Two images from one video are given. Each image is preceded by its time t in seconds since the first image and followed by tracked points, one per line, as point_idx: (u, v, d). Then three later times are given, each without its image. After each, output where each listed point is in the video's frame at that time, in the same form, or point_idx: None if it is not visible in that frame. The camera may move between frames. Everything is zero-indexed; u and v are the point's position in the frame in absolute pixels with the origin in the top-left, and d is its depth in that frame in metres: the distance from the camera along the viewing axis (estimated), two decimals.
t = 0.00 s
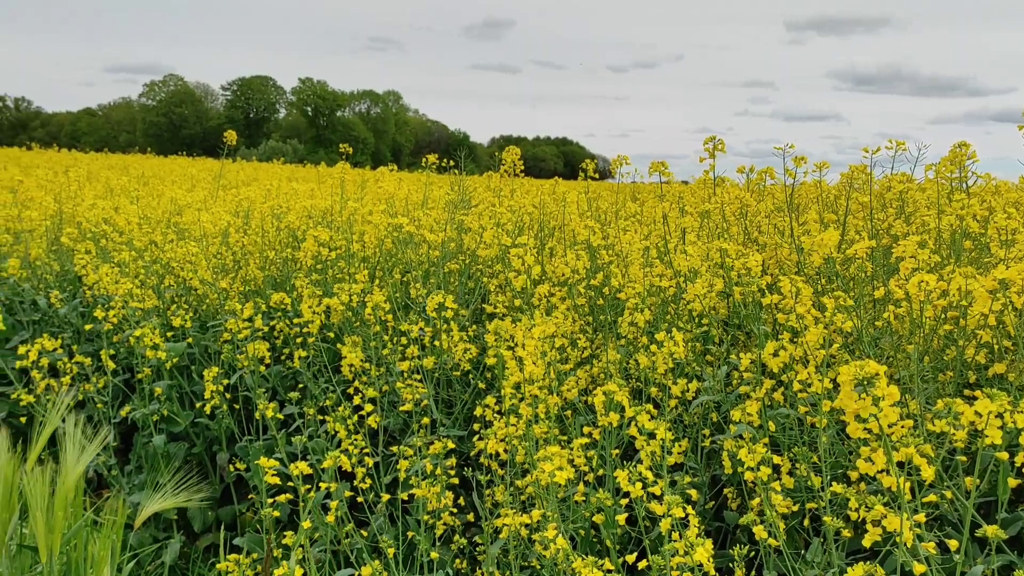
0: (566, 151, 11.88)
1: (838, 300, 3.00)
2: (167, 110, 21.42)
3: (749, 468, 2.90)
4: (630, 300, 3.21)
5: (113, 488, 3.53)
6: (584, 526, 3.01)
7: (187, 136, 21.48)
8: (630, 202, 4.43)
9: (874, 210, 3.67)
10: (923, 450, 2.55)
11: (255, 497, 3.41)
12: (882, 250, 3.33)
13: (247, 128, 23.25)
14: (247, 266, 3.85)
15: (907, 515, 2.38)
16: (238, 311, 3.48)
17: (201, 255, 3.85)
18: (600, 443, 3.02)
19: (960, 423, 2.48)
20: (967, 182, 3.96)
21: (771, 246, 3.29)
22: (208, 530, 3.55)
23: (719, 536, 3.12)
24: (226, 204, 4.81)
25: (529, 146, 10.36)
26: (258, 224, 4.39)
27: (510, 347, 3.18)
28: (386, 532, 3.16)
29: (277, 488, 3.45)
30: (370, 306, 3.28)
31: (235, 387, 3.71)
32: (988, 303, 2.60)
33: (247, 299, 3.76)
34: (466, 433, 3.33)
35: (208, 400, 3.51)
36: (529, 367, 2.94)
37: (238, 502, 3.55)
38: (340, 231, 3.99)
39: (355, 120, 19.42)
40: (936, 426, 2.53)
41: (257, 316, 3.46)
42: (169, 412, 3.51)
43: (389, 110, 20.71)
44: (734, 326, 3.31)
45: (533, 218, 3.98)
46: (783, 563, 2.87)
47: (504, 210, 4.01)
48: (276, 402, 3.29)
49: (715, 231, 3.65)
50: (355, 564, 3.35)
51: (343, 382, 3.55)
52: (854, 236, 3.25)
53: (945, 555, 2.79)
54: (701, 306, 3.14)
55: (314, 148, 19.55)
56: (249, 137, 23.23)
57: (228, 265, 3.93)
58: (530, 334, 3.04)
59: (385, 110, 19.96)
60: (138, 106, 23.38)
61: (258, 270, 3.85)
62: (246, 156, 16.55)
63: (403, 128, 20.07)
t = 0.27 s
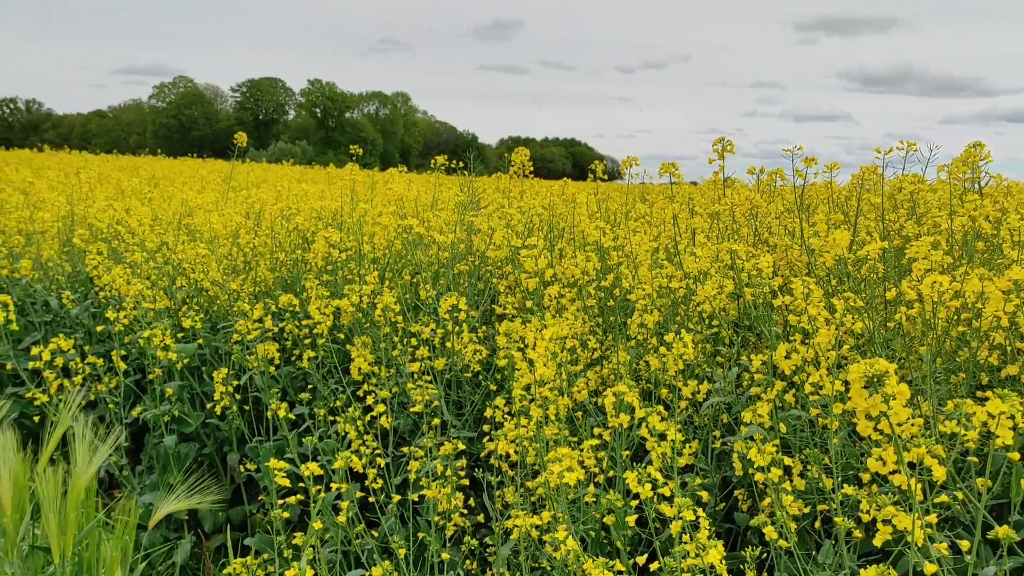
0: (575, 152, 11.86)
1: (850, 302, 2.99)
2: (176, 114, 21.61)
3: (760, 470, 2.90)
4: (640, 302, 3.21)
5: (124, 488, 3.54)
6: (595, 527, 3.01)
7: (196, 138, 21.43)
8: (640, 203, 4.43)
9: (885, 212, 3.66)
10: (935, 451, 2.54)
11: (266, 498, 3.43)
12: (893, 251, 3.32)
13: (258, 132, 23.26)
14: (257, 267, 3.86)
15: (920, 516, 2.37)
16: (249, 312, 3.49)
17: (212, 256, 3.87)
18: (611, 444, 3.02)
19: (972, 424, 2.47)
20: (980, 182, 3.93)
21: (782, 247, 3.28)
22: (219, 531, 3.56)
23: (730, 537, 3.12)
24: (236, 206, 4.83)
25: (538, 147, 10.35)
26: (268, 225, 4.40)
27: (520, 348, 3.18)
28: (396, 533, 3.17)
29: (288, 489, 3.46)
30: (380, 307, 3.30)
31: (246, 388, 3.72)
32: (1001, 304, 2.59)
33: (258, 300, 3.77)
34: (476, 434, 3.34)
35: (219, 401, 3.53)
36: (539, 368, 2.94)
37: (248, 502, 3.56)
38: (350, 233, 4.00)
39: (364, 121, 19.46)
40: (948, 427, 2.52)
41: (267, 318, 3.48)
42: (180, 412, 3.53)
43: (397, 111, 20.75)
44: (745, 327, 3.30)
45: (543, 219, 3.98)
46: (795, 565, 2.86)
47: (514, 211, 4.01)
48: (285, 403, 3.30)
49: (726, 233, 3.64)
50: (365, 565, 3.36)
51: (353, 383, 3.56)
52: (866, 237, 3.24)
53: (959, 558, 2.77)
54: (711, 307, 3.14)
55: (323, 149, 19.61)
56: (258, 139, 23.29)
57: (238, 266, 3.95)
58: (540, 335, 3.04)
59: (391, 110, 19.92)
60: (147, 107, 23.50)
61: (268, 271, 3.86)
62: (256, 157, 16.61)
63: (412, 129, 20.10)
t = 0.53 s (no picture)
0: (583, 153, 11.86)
1: (861, 303, 2.98)
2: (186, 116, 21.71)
3: (771, 472, 2.89)
4: (650, 303, 3.21)
5: (135, 489, 3.55)
6: (605, 528, 3.01)
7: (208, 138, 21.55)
8: (650, 204, 4.42)
9: (897, 213, 3.64)
10: (947, 453, 2.53)
11: (277, 499, 3.43)
12: (905, 252, 3.31)
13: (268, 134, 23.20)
14: (268, 268, 3.87)
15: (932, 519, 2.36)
16: (259, 313, 3.50)
17: (222, 257, 3.88)
18: (621, 445, 3.02)
19: (985, 426, 2.46)
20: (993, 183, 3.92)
21: (792, 248, 3.27)
22: (229, 531, 3.57)
23: (741, 539, 3.11)
24: (247, 207, 4.85)
25: (546, 148, 10.36)
26: (278, 226, 4.41)
27: (530, 349, 3.19)
28: (406, 534, 3.17)
29: (298, 490, 3.46)
30: (389, 308, 3.31)
31: (257, 389, 3.73)
32: (1014, 306, 2.58)
33: (268, 301, 3.78)
34: (487, 435, 3.34)
35: (229, 402, 3.53)
36: (549, 370, 2.94)
37: (258, 503, 3.57)
38: (360, 234, 4.01)
39: (371, 123, 19.51)
40: (960, 429, 2.51)
41: (278, 319, 3.49)
42: (191, 413, 3.54)
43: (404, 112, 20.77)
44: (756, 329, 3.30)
45: (552, 220, 3.98)
46: (807, 566, 2.86)
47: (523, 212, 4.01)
48: (295, 404, 3.31)
49: (737, 234, 3.64)
50: (375, 566, 3.36)
51: (363, 384, 3.57)
52: (877, 238, 3.24)
53: (972, 560, 2.76)
54: (722, 309, 3.13)
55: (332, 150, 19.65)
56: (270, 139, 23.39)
57: (249, 267, 3.96)
58: (550, 336, 3.04)
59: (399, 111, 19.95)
60: (156, 109, 23.61)
61: (279, 272, 3.87)
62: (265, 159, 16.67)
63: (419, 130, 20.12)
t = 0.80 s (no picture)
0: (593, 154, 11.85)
1: (876, 306, 2.96)
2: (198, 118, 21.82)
3: (785, 475, 2.88)
4: (663, 306, 3.20)
5: (149, 489, 3.57)
6: (617, 530, 3.00)
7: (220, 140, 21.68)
8: (662, 206, 4.42)
9: (911, 215, 3.63)
10: (964, 458, 2.51)
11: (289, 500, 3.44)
12: (919, 254, 3.30)
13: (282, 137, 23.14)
14: (280, 270, 3.89)
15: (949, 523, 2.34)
16: (271, 315, 3.52)
17: (235, 259, 3.90)
18: (634, 447, 3.02)
19: (1001, 430, 2.44)
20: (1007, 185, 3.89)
21: (806, 250, 3.25)
22: (242, 532, 3.58)
23: (754, 542, 3.10)
24: (259, 209, 4.87)
25: (557, 150, 10.36)
26: (290, 228, 4.43)
27: (542, 352, 3.18)
28: (418, 535, 3.18)
29: (310, 491, 3.47)
30: (402, 311, 3.31)
31: (269, 391, 3.74)
32: None
33: (281, 303, 3.79)
34: (499, 437, 3.34)
35: (241, 403, 3.55)
36: (562, 372, 2.93)
37: (270, 504, 3.58)
38: (372, 236, 4.01)
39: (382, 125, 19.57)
40: (977, 433, 2.49)
41: (290, 321, 3.50)
42: (204, 415, 3.55)
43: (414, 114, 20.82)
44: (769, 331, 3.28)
45: (564, 222, 3.98)
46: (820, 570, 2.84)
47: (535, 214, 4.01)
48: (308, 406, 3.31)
49: (750, 236, 3.62)
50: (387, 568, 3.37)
51: (375, 386, 3.57)
52: (891, 240, 3.22)
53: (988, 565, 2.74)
54: (735, 311, 3.12)
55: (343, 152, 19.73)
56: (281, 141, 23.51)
57: (261, 269, 3.97)
58: (562, 339, 3.04)
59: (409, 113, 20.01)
60: (168, 111, 23.77)
61: (291, 274, 3.88)
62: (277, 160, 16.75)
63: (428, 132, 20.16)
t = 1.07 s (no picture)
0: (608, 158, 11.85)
1: (895, 309, 2.95)
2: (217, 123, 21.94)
3: (803, 478, 2.86)
4: (680, 309, 3.20)
5: (167, 491, 3.60)
6: (635, 534, 3.00)
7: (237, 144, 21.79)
8: (678, 208, 4.41)
9: (930, 217, 3.60)
10: (986, 462, 2.49)
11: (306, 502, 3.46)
12: (939, 257, 3.27)
13: (297, 138, 22.99)
14: (297, 273, 3.91)
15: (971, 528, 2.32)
16: (289, 317, 3.54)
17: (252, 262, 3.93)
18: (651, 450, 3.01)
19: None
20: None
21: (825, 253, 3.24)
22: (259, 534, 3.60)
23: (772, 546, 3.09)
24: (276, 212, 4.90)
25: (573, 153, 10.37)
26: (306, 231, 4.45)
27: (559, 354, 3.19)
28: (435, 537, 3.18)
29: (327, 493, 3.49)
30: (418, 313, 3.33)
31: (286, 393, 3.76)
32: None
33: (298, 305, 3.81)
34: (515, 440, 3.35)
35: (259, 405, 3.57)
36: (579, 374, 2.93)
37: (288, 506, 3.60)
38: (388, 239, 4.03)
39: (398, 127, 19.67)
40: (999, 437, 2.47)
41: (308, 323, 3.52)
42: (222, 416, 3.58)
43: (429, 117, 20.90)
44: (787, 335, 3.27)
45: (580, 224, 3.98)
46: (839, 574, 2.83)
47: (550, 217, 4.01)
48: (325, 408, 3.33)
49: (767, 238, 3.61)
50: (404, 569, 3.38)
51: (392, 388, 3.59)
52: (910, 243, 3.20)
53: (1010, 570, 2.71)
54: (753, 314, 3.11)
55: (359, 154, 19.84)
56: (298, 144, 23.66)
57: (279, 271, 4.00)
58: (580, 341, 3.03)
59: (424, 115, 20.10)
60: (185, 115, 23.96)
61: (308, 277, 3.90)
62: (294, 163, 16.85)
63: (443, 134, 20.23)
